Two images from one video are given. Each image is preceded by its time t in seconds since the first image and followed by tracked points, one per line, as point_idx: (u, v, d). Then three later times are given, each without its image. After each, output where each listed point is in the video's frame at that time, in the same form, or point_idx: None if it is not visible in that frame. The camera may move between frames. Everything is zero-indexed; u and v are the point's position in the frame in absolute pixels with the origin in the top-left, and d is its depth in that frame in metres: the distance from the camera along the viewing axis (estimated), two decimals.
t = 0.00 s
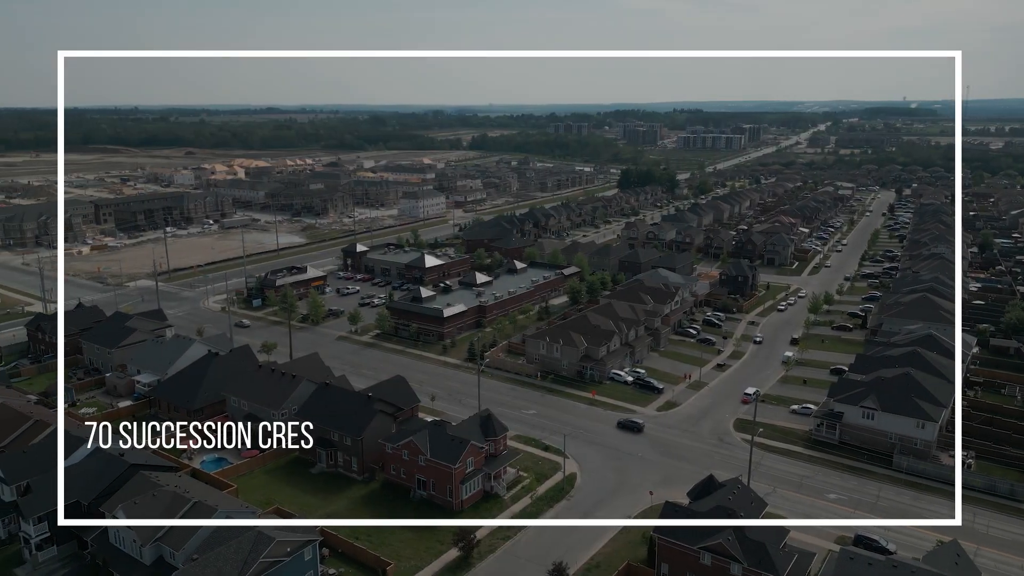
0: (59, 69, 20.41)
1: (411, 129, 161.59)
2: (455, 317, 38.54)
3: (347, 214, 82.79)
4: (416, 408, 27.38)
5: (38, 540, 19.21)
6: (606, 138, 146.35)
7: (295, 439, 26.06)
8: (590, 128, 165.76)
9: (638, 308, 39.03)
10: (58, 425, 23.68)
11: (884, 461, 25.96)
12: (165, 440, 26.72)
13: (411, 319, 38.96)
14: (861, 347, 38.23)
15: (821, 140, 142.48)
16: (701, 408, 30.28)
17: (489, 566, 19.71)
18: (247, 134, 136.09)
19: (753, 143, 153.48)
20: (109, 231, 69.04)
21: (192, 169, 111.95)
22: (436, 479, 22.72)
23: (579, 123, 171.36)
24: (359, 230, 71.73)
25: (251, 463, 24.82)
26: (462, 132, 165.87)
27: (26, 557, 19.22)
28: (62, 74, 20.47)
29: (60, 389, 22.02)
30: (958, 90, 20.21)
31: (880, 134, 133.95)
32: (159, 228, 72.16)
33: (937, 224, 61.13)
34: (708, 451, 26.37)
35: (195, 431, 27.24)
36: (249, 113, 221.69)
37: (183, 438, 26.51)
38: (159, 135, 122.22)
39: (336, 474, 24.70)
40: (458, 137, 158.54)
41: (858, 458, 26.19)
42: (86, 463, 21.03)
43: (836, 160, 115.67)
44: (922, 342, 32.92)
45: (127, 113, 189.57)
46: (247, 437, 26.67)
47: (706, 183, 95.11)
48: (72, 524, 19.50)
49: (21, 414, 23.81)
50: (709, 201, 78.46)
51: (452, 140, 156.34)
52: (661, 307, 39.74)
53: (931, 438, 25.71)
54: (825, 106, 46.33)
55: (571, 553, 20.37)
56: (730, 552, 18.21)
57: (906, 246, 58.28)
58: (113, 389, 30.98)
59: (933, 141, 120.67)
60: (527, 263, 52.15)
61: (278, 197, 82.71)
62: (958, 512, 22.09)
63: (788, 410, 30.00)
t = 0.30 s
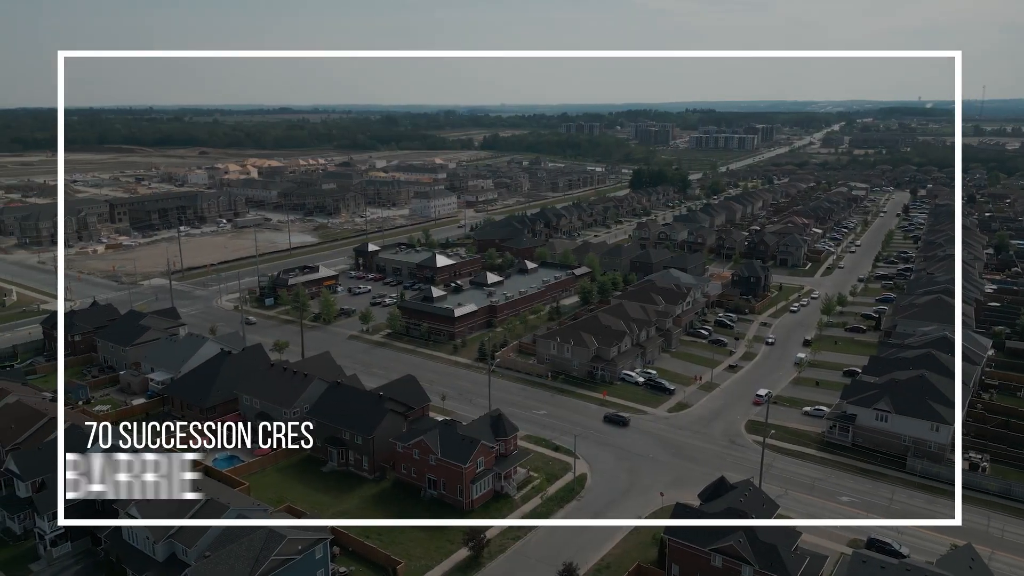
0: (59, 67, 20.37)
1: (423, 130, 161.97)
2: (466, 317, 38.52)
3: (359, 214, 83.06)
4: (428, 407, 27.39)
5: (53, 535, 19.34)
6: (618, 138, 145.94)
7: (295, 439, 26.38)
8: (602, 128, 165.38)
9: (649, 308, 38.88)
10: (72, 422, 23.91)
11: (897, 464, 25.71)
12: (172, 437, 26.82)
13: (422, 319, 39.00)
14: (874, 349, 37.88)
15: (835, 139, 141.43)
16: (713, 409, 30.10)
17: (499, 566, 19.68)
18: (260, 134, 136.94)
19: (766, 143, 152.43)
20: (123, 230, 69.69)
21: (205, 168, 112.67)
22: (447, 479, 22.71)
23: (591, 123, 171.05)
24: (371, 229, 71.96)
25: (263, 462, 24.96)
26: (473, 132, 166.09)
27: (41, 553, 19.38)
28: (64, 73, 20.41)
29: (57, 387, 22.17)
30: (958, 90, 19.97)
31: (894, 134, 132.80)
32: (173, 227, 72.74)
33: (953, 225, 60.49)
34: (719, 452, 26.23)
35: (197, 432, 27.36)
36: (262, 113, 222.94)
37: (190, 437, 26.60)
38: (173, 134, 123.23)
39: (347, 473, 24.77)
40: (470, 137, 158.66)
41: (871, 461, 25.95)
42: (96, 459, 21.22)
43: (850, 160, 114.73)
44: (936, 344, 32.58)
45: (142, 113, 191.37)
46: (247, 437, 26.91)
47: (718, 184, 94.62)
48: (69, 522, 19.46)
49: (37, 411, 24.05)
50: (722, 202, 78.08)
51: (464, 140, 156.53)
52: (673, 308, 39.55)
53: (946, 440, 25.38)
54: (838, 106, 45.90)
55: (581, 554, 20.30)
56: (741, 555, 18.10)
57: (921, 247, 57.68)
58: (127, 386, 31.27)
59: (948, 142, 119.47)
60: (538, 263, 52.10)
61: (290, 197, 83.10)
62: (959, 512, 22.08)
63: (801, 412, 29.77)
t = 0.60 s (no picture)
0: (60, 70, 20.30)
1: (435, 130, 162.23)
2: (477, 317, 38.52)
3: (371, 214, 83.30)
4: (438, 407, 27.40)
5: (67, 531, 19.48)
6: (630, 138, 145.49)
7: (295, 439, 26.52)
8: (614, 128, 164.92)
9: (660, 309, 38.70)
10: (86, 418, 24.10)
11: (911, 467, 25.43)
12: (179, 432, 26.84)
13: (434, 319, 39.00)
14: (888, 350, 37.51)
15: (849, 139, 140.29)
16: (725, 410, 29.90)
17: (508, 566, 19.64)
18: (273, 134, 137.71)
19: (779, 143, 151.35)
20: (138, 229, 70.30)
21: (219, 167, 113.38)
22: (457, 478, 22.71)
23: (602, 123, 170.66)
24: (382, 229, 72.17)
25: (274, 460, 25.08)
26: (485, 132, 166.26)
27: (56, 549, 19.51)
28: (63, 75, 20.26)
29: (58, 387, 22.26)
30: (957, 90, 19.33)
31: (909, 134, 131.59)
32: (187, 226, 73.29)
33: (968, 226, 59.86)
34: (730, 453, 26.07)
35: (197, 431, 27.27)
36: (275, 113, 224.04)
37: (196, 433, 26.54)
38: (188, 134, 124.15)
39: (358, 471, 24.83)
40: (481, 137, 158.72)
41: (885, 464, 25.68)
42: (102, 454, 21.25)
43: (864, 161, 113.79)
44: (951, 346, 32.22)
45: (157, 113, 193.01)
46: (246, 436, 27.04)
47: (731, 184, 94.14)
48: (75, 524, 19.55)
49: (50, 408, 24.23)
50: (734, 202, 77.63)
51: (476, 140, 156.60)
52: (684, 308, 39.35)
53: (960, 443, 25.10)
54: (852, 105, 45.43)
55: (592, 554, 20.23)
56: (752, 557, 17.96)
57: (936, 248, 57.12)
58: (141, 384, 31.47)
59: (964, 142, 118.23)
60: (549, 263, 51.99)
61: (303, 196, 83.50)
62: (959, 511, 22.09)
63: (813, 414, 29.54)
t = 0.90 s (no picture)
0: (59, 69, 20.04)
1: (447, 129, 162.50)
2: (488, 316, 38.50)
3: (383, 213, 83.53)
4: (449, 406, 27.38)
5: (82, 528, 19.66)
6: (643, 138, 144.95)
7: (295, 439, 26.56)
8: (626, 127, 164.38)
9: (673, 310, 38.50)
10: (102, 416, 24.24)
11: (926, 470, 25.13)
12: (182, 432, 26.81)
13: (445, 318, 39.00)
14: (903, 352, 37.11)
15: (864, 139, 139.07)
16: (737, 412, 29.69)
17: (520, 566, 19.61)
18: (286, 134, 138.48)
19: (793, 143, 150.13)
20: (153, 228, 70.91)
21: (233, 167, 114.09)
22: (468, 478, 22.69)
23: (615, 123, 170.16)
24: (394, 228, 72.36)
25: (287, 458, 25.19)
26: (497, 132, 166.32)
27: (70, 546, 19.69)
28: (62, 75, 20.02)
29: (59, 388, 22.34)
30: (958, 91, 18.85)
31: (925, 134, 130.23)
32: (201, 225, 73.88)
33: (985, 227, 59.11)
34: (742, 455, 25.90)
35: (198, 431, 26.80)
36: (288, 112, 225.17)
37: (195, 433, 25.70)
38: (202, 134, 125.09)
39: (370, 470, 24.88)
40: (494, 137, 158.74)
41: (900, 466, 25.38)
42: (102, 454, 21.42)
43: (880, 161, 112.72)
44: (967, 349, 31.81)
45: (172, 113, 194.68)
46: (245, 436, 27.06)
47: (744, 184, 93.61)
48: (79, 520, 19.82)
49: (66, 405, 24.54)
50: (748, 202, 77.20)
51: (488, 140, 156.67)
52: (697, 309, 39.12)
53: (976, 446, 24.78)
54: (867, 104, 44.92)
55: (602, 555, 20.13)
56: (764, 559, 17.80)
57: (952, 249, 56.47)
58: (155, 382, 31.69)
59: (981, 142, 116.84)
60: (561, 263, 51.87)
61: (316, 196, 83.88)
62: (960, 512, 21.94)
63: (827, 416, 29.27)
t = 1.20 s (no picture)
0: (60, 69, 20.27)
1: (459, 129, 162.72)
2: (500, 316, 38.50)
3: (396, 213, 83.73)
4: (461, 405, 27.37)
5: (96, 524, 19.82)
6: (656, 138, 144.37)
7: (295, 439, 26.50)
8: (639, 127, 163.75)
9: (685, 310, 38.33)
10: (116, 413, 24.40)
11: (940, 473, 24.85)
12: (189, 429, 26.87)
13: (457, 317, 39.02)
14: (918, 354, 36.72)
15: (879, 139, 137.75)
16: (749, 413, 29.51)
17: (531, 565, 19.59)
18: (300, 134, 139.17)
19: (807, 142, 148.92)
20: (168, 226, 71.49)
21: (246, 166, 114.74)
22: (480, 477, 22.69)
23: (627, 122, 169.64)
24: (406, 228, 72.48)
25: (299, 456, 25.30)
26: (509, 132, 166.36)
27: (86, 541, 19.86)
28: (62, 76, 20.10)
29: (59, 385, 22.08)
30: (958, 88, 19.27)
31: (941, 134, 128.78)
32: (215, 224, 74.46)
33: (1003, 228, 58.37)
34: (754, 456, 25.74)
35: (199, 430, 26.81)
36: (302, 112, 226.18)
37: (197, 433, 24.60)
38: (217, 134, 126.03)
39: (381, 469, 24.94)
40: (506, 137, 158.67)
41: (914, 469, 25.10)
42: (102, 454, 21.25)
43: (895, 161, 111.58)
44: (984, 351, 31.42)
45: (187, 113, 196.19)
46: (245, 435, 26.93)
47: (758, 184, 93.01)
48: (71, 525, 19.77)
49: (84, 401, 24.79)
50: (761, 202, 76.70)
51: (500, 140, 156.65)
52: (709, 309, 38.91)
53: (992, 449, 24.46)
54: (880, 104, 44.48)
55: (614, 555, 20.06)
56: (777, 561, 17.67)
57: (969, 250, 55.81)
58: (170, 379, 31.94)
59: (998, 143, 115.33)
60: (573, 263, 51.76)
61: (329, 195, 84.26)
62: (959, 512, 21.85)
63: (840, 417, 29.02)
